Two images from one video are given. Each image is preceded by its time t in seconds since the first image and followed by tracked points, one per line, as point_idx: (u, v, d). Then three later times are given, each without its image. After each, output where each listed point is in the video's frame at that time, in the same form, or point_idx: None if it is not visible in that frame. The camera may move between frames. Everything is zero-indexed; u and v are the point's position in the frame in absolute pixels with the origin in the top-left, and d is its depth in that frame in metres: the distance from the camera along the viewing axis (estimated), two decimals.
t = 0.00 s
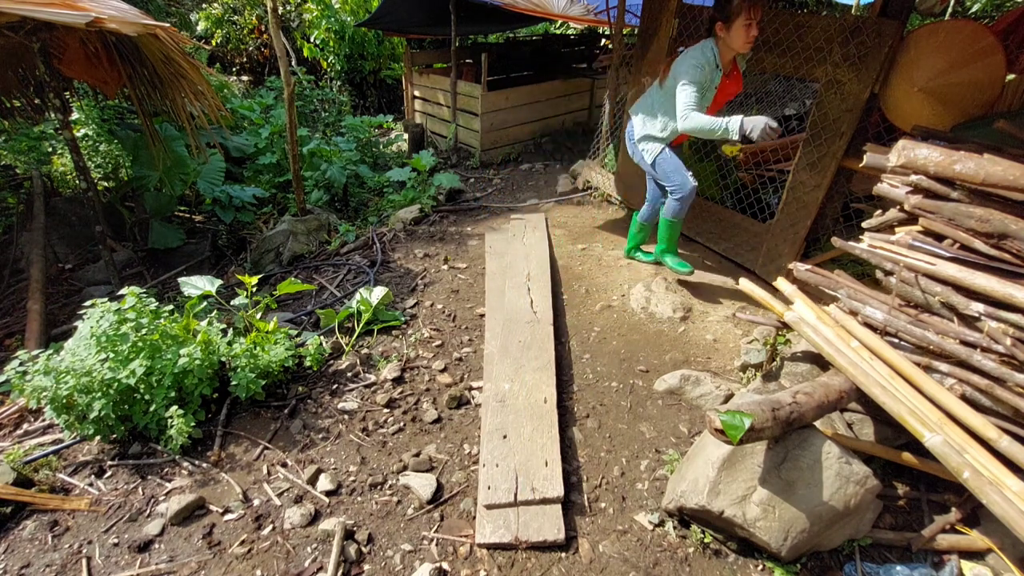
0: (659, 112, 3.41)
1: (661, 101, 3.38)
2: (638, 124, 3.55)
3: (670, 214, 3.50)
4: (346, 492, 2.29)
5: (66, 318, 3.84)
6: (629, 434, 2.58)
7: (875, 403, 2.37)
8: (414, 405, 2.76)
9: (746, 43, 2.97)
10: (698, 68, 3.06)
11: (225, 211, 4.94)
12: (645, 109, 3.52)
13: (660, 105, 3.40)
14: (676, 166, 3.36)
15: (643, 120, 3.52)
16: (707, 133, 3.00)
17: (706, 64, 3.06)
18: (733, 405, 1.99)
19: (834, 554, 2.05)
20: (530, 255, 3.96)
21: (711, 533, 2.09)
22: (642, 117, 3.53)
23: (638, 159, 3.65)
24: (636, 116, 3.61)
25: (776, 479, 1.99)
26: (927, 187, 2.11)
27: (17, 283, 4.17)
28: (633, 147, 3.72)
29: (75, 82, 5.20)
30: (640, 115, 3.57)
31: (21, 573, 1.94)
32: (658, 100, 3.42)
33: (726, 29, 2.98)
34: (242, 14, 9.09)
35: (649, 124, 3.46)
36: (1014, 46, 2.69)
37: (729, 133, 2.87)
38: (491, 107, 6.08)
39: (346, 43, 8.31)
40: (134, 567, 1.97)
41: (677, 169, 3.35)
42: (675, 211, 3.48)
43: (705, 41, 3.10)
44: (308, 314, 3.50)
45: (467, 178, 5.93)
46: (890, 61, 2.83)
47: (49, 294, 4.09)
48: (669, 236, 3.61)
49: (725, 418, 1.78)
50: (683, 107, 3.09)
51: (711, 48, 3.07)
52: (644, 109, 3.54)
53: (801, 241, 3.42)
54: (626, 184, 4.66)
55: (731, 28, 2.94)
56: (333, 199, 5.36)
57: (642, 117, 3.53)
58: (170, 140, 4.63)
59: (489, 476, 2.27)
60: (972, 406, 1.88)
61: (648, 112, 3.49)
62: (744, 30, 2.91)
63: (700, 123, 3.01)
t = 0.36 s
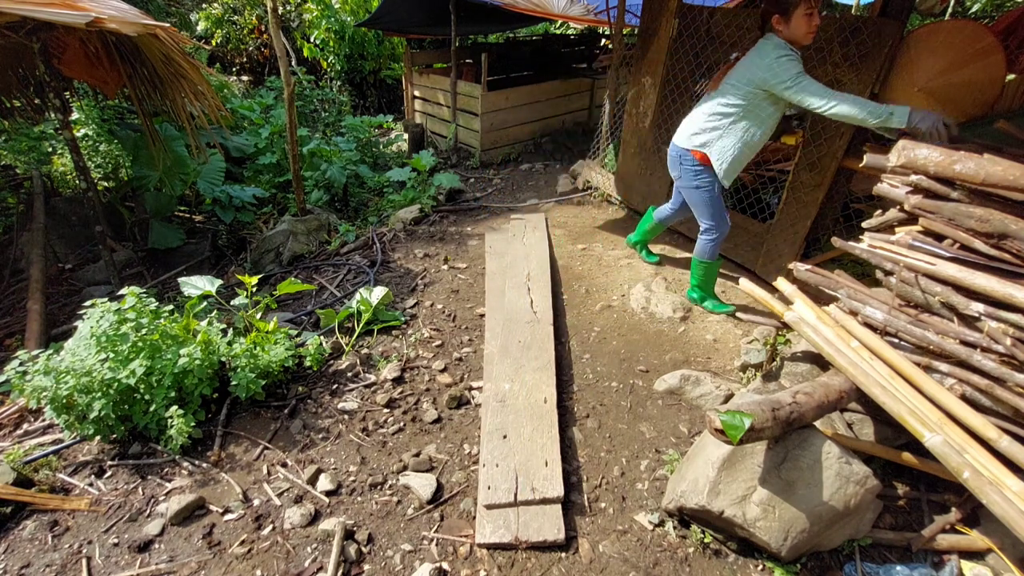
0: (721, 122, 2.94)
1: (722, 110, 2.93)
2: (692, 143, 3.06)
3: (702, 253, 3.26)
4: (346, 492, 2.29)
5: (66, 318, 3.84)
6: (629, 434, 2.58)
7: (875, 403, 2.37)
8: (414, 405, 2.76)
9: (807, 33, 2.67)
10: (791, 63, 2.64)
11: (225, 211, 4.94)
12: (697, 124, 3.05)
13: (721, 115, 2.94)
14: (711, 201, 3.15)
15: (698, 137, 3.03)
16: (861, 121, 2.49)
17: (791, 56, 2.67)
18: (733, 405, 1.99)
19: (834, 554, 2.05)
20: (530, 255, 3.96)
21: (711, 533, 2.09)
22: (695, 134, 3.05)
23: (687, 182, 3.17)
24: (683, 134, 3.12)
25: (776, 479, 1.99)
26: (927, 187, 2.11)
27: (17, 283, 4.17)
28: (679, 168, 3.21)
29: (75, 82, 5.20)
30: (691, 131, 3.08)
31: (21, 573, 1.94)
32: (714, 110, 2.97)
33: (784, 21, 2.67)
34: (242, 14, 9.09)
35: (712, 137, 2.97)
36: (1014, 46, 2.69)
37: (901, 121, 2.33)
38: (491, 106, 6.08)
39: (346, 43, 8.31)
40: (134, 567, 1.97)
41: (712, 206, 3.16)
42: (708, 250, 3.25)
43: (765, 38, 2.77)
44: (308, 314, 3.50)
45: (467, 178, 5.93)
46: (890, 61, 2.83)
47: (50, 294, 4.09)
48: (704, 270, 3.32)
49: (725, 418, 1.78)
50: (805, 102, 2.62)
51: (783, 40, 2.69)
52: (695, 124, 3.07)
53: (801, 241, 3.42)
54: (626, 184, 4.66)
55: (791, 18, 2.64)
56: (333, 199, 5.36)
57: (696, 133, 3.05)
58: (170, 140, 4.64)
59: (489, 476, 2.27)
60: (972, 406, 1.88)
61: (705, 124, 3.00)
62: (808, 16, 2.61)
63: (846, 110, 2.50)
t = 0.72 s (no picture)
0: (750, 120, 2.88)
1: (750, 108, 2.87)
2: (718, 143, 3.01)
3: (705, 256, 3.27)
4: (346, 492, 2.29)
5: (66, 318, 3.84)
6: (629, 434, 2.58)
7: (875, 403, 2.37)
8: (414, 405, 2.76)
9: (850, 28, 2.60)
10: (833, 58, 2.56)
11: (225, 211, 4.94)
12: (725, 122, 2.99)
13: (749, 113, 2.87)
14: (725, 207, 3.14)
15: (725, 135, 2.97)
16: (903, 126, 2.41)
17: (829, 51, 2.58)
18: (733, 405, 1.99)
19: (834, 554, 2.05)
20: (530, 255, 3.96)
21: (711, 533, 2.09)
22: (721, 133, 3.00)
23: (707, 186, 3.14)
24: (709, 134, 3.08)
25: (776, 479, 1.99)
26: (927, 187, 2.11)
27: (17, 283, 4.17)
28: (701, 168, 3.15)
29: (75, 82, 5.20)
30: (718, 129, 3.03)
31: (21, 572, 1.94)
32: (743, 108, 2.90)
33: (828, 13, 2.57)
34: (242, 14, 9.09)
35: (739, 136, 2.92)
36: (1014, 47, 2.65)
37: (941, 135, 2.28)
38: (491, 106, 6.08)
39: (346, 43, 8.31)
40: (134, 567, 1.97)
41: (725, 212, 3.15)
42: (712, 254, 3.25)
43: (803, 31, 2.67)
44: (308, 315, 3.50)
45: (467, 178, 5.93)
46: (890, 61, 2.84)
47: (50, 294, 4.08)
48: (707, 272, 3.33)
49: (725, 418, 1.78)
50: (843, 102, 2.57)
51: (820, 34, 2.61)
52: (722, 123, 3.01)
53: (801, 241, 3.42)
54: (626, 184, 4.66)
55: (837, 11, 2.55)
56: (333, 199, 5.36)
57: (722, 132, 3.00)
58: (170, 140, 4.63)
59: (489, 476, 2.27)
60: (972, 406, 1.88)
61: (733, 123, 2.94)
62: (853, 10, 2.53)
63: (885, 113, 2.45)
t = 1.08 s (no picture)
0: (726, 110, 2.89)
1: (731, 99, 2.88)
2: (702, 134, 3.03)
3: (703, 253, 3.27)
4: (346, 492, 2.29)
5: (66, 318, 3.84)
6: (629, 434, 2.58)
7: (875, 403, 2.37)
8: (414, 405, 2.76)
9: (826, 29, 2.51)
10: (784, 48, 2.56)
11: (225, 211, 4.94)
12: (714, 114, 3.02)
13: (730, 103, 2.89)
14: (717, 204, 3.09)
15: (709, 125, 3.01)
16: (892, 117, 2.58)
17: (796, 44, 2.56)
18: (733, 405, 1.98)
19: (834, 554, 2.05)
20: (529, 255, 3.96)
21: (711, 533, 2.09)
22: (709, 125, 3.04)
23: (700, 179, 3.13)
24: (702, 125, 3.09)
25: (776, 479, 1.99)
26: (927, 187, 2.11)
27: (17, 283, 4.17)
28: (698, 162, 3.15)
29: (75, 82, 5.21)
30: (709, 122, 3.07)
31: (21, 573, 1.94)
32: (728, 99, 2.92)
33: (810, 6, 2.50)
34: (242, 14, 9.09)
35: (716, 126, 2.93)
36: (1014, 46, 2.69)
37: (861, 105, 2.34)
38: (491, 106, 6.08)
39: (346, 43, 8.31)
40: (134, 567, 1.97)
41: (717, 209, 3.10)
42: (708, 251, 3.25)
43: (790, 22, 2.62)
44: (308, 314, 3.50)
45: (467, 178, 5.93)
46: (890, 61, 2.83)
47: (49, 294, 4.08)
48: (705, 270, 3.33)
49: (725, 418, 1.77)
50: (786, 97, 2.55)
51: (796, 27, 2.57)
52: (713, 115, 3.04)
53: (801, 241, 3.42)
54: (626, 184, 4.66)
55: (815, 5, 2.46)
56: (333, 199, 5.37)
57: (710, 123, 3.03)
58: (170, 140, 4.63)
59: (489, 476, 2.27)
60: (971, 406, 1.88)
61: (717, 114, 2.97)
62: (833, 9, 2.44)
63: (816, 110, 2.48)
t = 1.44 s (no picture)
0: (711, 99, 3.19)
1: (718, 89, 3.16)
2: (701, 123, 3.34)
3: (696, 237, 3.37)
4: (346, 492, 2.29)
5: (66, 318, 3.84)
6: (629, 434, 2.58)
7: (874, 402, 2.37)
8: (414, 405, 2.76)
9: (767, 31, 2.62)
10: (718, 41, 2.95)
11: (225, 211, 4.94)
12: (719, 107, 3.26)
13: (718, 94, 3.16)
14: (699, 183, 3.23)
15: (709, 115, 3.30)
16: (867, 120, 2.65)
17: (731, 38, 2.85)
18: (733, 405, 1.98)
19: (834, 554, 2.05)
20: (529, 255, 3.96)
21: (711, 533, 2.09)
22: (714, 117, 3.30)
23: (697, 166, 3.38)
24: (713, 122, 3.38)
25: (776, 479, 1.99)
26: (927, 187, 2.11)
27: (17, 283, 4.17)
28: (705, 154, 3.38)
29: (75, 81, 5.21)
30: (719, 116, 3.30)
31: (21, 573, 1.94)
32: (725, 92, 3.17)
33: None
34: (242, 14, 9.09)
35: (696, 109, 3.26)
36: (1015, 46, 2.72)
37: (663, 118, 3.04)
38: (491, 106, 6.08)
39: (346, 43, 8.31)
40: (134, 567, 1.96)
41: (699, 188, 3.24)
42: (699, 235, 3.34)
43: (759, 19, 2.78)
44: (308, 315, 3.50)
45: (467, 178, 5.93)
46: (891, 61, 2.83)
47: (50, 294, 4.08)
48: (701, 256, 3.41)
49: (725, 418, 1.77)
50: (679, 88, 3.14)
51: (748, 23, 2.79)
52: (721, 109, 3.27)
53: (801, 241, 3.42)
54: (626, 184, 4.66)
55: None
56: (333, 199, 5.37)
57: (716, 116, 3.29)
58: (170, 140, 4.63)
59: (489, 476, 2.27)
60: (971, 406, 1.88)
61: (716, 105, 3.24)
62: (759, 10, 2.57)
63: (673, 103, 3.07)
